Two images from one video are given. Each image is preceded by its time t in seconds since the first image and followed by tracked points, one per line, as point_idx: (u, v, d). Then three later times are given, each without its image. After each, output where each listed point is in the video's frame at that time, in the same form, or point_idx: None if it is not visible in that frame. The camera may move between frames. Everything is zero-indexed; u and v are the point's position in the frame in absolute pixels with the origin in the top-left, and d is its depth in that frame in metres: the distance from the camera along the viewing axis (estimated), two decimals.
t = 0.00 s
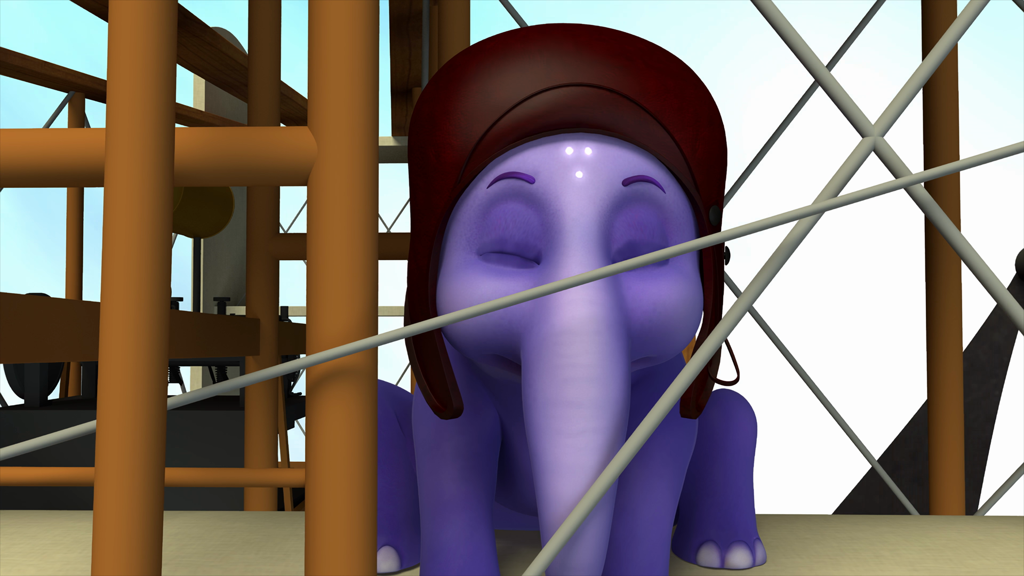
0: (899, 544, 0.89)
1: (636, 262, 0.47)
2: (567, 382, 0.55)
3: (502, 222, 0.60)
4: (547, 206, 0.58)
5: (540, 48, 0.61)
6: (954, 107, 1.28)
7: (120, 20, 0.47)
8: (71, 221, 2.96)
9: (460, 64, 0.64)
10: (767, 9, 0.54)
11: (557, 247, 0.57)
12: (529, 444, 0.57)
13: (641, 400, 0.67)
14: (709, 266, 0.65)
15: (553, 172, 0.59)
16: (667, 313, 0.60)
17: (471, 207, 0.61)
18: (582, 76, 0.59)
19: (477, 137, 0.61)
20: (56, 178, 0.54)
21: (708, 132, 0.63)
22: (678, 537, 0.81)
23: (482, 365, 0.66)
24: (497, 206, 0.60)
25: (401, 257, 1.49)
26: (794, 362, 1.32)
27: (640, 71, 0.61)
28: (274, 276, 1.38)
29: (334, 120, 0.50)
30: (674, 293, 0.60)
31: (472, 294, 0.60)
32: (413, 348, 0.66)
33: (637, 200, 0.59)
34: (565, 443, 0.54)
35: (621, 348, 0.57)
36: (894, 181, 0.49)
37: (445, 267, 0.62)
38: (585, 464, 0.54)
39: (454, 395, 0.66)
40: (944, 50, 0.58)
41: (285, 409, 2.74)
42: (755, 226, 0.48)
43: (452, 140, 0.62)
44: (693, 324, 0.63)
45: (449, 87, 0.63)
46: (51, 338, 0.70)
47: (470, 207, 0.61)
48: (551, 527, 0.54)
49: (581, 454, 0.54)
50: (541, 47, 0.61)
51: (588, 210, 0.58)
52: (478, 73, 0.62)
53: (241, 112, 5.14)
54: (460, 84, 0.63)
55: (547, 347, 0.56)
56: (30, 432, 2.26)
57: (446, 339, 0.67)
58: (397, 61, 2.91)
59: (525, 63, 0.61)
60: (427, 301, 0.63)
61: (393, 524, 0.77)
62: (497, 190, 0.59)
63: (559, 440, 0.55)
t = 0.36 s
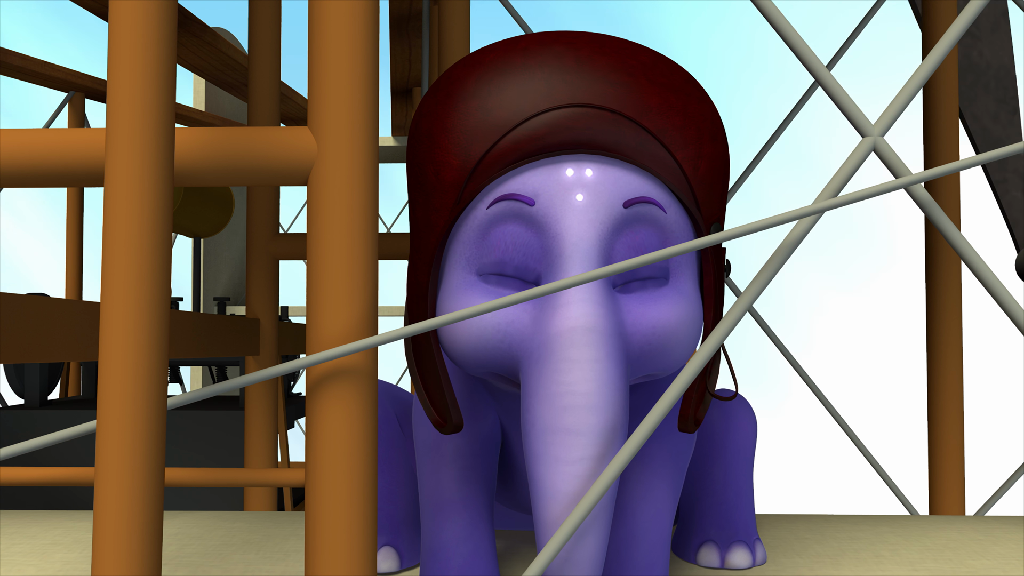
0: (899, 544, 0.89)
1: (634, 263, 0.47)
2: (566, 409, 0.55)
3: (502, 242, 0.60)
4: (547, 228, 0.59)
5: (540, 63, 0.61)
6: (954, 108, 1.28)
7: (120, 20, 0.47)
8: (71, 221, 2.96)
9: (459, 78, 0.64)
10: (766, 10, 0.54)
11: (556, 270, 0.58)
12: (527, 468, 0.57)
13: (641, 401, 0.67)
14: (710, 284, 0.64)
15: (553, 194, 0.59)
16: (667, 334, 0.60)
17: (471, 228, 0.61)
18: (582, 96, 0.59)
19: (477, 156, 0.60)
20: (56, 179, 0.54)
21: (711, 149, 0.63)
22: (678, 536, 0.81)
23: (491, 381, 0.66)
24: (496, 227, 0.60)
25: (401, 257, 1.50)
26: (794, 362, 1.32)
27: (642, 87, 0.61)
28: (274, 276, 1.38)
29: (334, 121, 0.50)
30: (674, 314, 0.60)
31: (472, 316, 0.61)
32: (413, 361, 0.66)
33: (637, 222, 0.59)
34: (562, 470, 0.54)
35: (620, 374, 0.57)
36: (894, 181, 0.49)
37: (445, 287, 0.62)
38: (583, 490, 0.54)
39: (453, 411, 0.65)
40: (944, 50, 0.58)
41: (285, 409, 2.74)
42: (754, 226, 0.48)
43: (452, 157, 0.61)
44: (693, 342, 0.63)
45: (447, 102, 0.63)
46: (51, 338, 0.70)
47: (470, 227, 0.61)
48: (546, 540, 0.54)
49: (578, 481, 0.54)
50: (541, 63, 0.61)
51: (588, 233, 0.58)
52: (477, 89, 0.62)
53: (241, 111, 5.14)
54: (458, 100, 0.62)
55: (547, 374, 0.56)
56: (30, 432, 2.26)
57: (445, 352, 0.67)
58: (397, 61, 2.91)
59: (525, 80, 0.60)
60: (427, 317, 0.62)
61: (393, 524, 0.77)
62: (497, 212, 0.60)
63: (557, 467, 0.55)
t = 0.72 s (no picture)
0: (899, 544, 0.89)
1: (633, 263, 0.47)
2: (566, 413, 0.55)
3: (502, 245, 0.60)
4: (547, 231, 0.59)
5: (540, 65, 0.61)
6: (954, 108, 1.28)
7: (120, 20, 0.47)
8: (71, 221, 2.96)
9: (459, 80, 0.64)
10: (767, 11, 0.54)
11: (557, 273, 0.57)
12: (527, 471, 0.57)
13: (640, 401, 0.67)
14: (710, 285, 0.64)
15: (553, 197, 0.59)
16: (666, 337, 0.60)
17: (471, 230, 0.61)
18: (582, 99, 0.59)
19: (477, 159, 0.60)
20: (56, 179, 0.54)
21: (711, 151, 0.63)
22: (678, 536, 0.81)
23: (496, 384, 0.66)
24: (496, 230, 0.60)
25: (401, 257, 1.50)
26: (794, 362, 1.32)
27: (642, 89, 0.61)
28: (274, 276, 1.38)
29: (334, 122, 0.50)
30: (673, 317, 0.60)
31: (472, 318, 0.61)
32: (413, 362, 0.66)
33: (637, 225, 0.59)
34: (562, 473, 0.54)
35: (620, 377, 0.57)
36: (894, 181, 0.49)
37: (445, 289, 0.62)
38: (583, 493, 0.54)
39: (454, 412, 0.65)
40: (944, 50, 0.58)
41: (285, 409, 2.74)
42: (754, 226, 0.48)
43: (452, 160, 0.61)
44: (693, 344, 0.63)
45: (446, 104, 0.63)
46: (51, 338, 0.70)
47: (470, 230, 0.61)
48: (546, 542, 0.54)
49: (577, 484, 0.54)
50: (542, 65, 0.61)
51: (588, 236, 0.58)
52: (477, 91, 0.62)
53: (241, 112, 5.14)
54: (458, 102, 0.62)
55: (547, 377, 0.56)
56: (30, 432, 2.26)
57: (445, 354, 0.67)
58: (397, 61, 2.91)
59: (525, 83, 0.60)
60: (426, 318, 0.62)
61: (393, 524, 0.77)
62: (497, 215, 0.60)
63: (557, 470, 0.55)
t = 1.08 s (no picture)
0: (899, 544, 0.89)
1: (633, 263, 0.47)
2: (565, 413, 0.55)
3: (502, 245, 0.60)
4: (547, 231, 0.59)
5: (540, 66, 0.61)
6: (955, 108, 1.28)
7: (120, 21, 0.47)
8: (71, 221, 2.96)
9: (460, 81, 0.64)
10: (767, 11, 0.54)
11: (556, 273, 0.57)
12: (527, 471, 0.57)
13: (640, 401, 0.67)
14: (710, 286, 0.64)
15: (553, 197, 0.59)
16: (666, 337, 0.60)
17: (471, 230, 0.61)
18: (582, 99, 0.59)
19: (477, 159, 0.60)
20: (56, 179, 0.54)
21: (711, 151, 0.63)
22: (678, 536, 0.81)
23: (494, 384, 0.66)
24: (496, 230, 0.60)
25: (401, 257, 1.50)
26: (794, 362, 1.32)
27: (642, 89, 0.61)
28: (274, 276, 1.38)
29: (334, 121, 0.50)
30: (673, 317, 0.60)
31: (472, 318, 0.61)
32: (413, 363, 0.66)
33: (637, 225, 0.59)
34: (562, 473, 0.54)
35: (620, 376, 0.57)
36: (894, 181, 0.49)
37: (445, 289, 0.62)
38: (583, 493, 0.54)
39: (454, 412, 0.65)
40: (944, 50, 0.58)
41: (285, 409, 2.74)
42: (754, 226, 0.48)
43: (452, 160, 0.61)
44: (693, 344, 0.63)
45: (447, 104, 0.63)
46: (51, 337, 0.70)
47: (470, 230, 0.61)
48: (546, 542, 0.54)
49: (577, 484, 0.54)
50: (542, 65, 0.61)
51: (588, 236, 0.58)
52: (477, 91, 0.62)
53: (241, 112, 5.15)
54: (458, 102, 0.62)
55: (547, 377, 0.56)
56: (30, 432, 2.26)
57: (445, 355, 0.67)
58: (397, 61, 2.91)
59: (526, 83, 0.60)
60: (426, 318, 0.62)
61: (393, 524, 0.77)
62: (497, 215, 0.60)
63: (557, 470, 0.55)
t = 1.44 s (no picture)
0: (899, 544, 0.89)
1: (633, 264, 0.47)
2: (566, 413, 0.55)
3: (502, 245, 0.60)
4: (547, 231, 0.58)
5: (540, 66, 0.61)
6: (955, 108, 1.28)
7: (120, 20, 0.47)
8: (71, 221, 2.96)
9: (460, 81, 0.64)
10: (767, 11, 0.53)
11: (557, 273, 0.57)
12: (527, 471, 0.57)
13: (640, 402, 0.67)
14: (710, 286, 0.64)
15: (553, 197, 0.59)
16: (666, 337, 0.60)
17: (471, 230, 0.61)
18: (582, 99, 0.59)
19: (476, 159, 0.60)
20: (56, 178, 0.54)
21: (711, 151, 0.63)
22: (679, 536, 0.81)
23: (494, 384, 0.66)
24: (496, 230, 0.60)
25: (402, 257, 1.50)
26: (794, 361, 1.32)
27: (642, 89, 0.61)
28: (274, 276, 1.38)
29: (334, 121, 0.50)
30: (674, 317, 0.60)
31: (472, 318, 0.61)
32: (413, 363, 0.66)
33: (637, 226, 0.59)
34: (562, 473, 0.54)
35: (620, 376, 0.57)
36: (894, 181, 0.49)
37: (445, 289, 0.62)
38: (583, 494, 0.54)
39: (454, 412, 0.65)
40: (945, 50, 0.58)
41: (285, 409, 2.74)
42: (754, 227, 0.48)
43: (452, 160, 0.61)
44: (693, 344, 0.63)
45: (447, 104, 0.63)
46: (51, 337, 0.70)
47: (470, 230, 0.61)
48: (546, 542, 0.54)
49: (577, 484, 0.54)
50: (542, 65, 0.61)
51: (588, 236, 0.58)
52: (477, 91, 0.62)
53: (241, 112, 5.15)
54: (458, 102, 0.62)
55: (547, 377, 0.56)
56: (30, 432, 2.26)
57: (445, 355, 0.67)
58: (397, 61, 2.91)
59: (526, 83, 0.60)
60: (426, 318, 0.62)
61: (393, 524, 0.77)
62: (497, 215, 0.60)
63: (557, 470, 0.55)
